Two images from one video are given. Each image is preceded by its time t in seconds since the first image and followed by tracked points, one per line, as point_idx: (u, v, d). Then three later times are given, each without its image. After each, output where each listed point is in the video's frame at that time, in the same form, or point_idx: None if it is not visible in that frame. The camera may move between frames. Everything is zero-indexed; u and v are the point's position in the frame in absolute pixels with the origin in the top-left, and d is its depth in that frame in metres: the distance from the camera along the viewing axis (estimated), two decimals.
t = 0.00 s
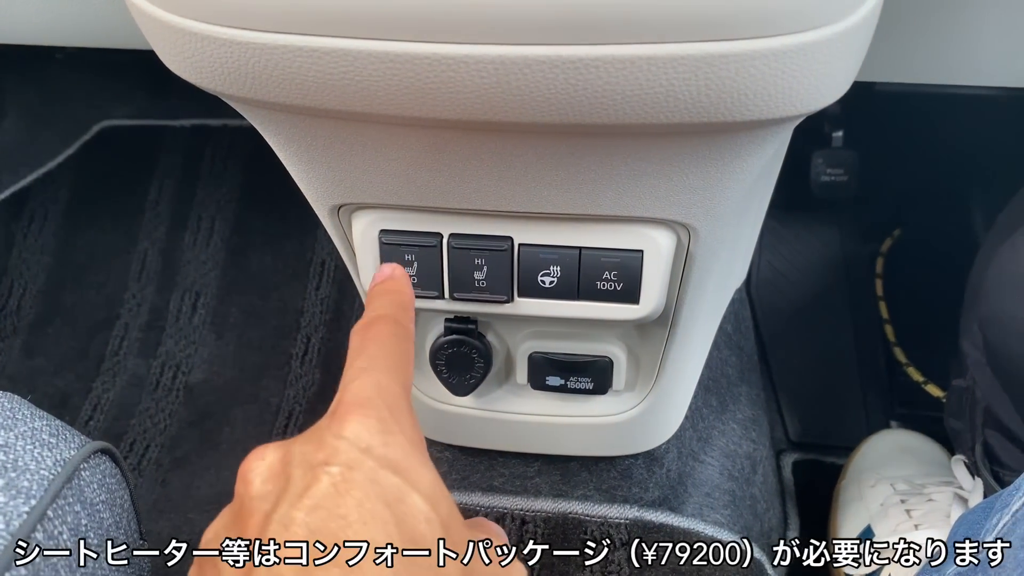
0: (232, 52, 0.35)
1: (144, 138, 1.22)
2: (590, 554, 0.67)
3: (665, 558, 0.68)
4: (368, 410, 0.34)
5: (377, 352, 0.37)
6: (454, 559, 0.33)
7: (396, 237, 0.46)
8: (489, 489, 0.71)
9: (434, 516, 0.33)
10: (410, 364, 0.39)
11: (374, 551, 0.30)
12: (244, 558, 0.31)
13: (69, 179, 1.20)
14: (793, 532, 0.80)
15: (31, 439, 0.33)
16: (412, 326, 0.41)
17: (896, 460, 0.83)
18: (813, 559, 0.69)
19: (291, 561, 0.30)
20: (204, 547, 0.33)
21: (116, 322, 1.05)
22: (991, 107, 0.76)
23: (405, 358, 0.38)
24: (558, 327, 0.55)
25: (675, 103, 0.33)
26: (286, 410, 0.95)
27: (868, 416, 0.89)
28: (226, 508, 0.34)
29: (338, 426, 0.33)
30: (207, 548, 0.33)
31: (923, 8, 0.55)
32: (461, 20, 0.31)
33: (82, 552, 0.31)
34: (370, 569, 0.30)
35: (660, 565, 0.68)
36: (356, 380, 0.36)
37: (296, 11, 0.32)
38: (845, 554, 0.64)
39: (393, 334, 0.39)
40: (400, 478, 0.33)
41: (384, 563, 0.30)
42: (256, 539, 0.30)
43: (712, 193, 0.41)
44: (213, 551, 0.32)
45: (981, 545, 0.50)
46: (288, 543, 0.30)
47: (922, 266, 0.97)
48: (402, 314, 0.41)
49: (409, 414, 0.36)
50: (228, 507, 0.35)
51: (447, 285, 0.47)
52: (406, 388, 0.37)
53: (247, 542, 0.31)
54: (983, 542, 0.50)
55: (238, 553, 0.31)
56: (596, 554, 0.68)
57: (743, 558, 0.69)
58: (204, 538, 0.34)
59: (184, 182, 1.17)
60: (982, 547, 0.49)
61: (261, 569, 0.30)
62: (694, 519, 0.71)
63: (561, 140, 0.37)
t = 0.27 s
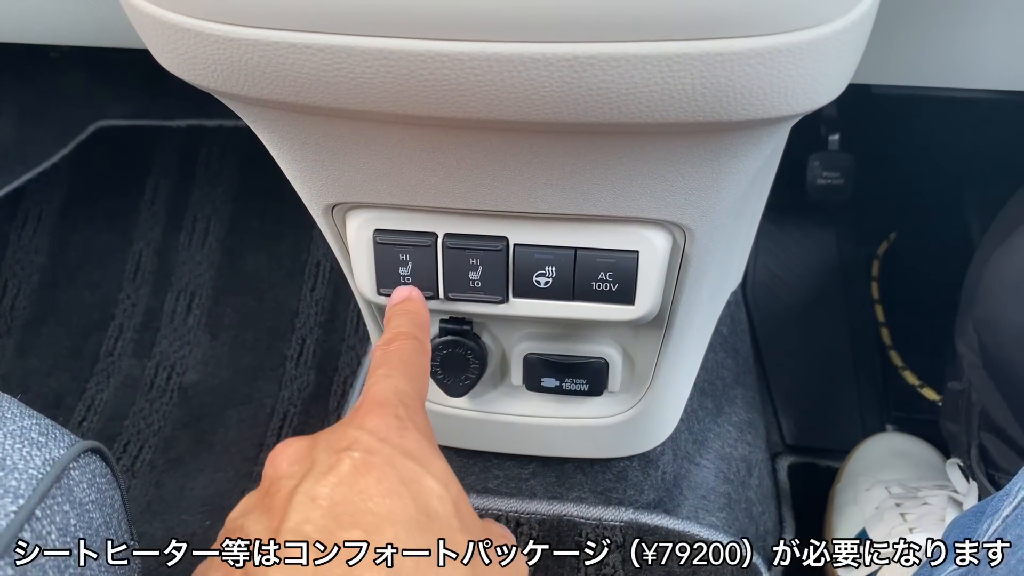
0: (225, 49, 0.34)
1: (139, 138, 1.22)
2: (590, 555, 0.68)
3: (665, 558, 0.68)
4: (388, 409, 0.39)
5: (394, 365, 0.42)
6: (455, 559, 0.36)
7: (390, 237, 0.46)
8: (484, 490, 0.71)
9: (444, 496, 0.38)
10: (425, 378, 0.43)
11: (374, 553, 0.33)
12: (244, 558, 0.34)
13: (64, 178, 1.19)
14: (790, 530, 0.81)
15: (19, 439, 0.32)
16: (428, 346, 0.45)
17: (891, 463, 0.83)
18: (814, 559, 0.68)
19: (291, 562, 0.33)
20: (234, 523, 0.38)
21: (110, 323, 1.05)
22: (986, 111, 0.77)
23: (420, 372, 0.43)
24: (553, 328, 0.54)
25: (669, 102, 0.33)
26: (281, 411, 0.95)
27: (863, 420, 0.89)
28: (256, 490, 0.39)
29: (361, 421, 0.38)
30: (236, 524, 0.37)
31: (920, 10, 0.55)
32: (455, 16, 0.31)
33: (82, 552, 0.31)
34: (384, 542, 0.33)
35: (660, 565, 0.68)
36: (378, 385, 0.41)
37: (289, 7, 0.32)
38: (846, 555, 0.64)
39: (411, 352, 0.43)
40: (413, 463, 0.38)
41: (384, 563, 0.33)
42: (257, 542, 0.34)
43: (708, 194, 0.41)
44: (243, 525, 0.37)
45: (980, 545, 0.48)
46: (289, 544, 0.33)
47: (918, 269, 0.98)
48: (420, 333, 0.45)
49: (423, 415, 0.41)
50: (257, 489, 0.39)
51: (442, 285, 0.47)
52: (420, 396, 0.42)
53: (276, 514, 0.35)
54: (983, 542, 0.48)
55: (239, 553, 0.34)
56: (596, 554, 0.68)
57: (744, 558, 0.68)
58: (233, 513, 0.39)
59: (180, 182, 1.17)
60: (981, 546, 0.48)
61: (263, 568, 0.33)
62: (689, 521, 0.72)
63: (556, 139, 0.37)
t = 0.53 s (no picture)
0: (225, 43, 0.34)
1: (136, 138, 1.21)
2: (590, 555, 0.68)
3: (666, 559, 0.68)
4: (381, 409, 0.41)
5: (396, 376, 0.43)
6: (455, 559, 0.35)
7: (389, 235, 0.46)
8: (482, 490, 0.71)
9: (438, 478, 0.38)
10: (426, 391, 0.44)
11: (373, 552, 0.32)
12: (244, 559, 0.33)
13: (61, 177, 1.19)
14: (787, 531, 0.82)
15: (15, 434, 0.32)
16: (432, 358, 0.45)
17: (888, 464, 0.83)
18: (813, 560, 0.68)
19: (291, 562, 0.32)
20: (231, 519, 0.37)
21: (106, 322, 1.04)
22: (983, 113, 0.77)
23: (418, 385, 0.44)
24: (552, 327, 0.54)
25: (670, 97, 0.33)
26: (277, 412, 0.94)
27: (860, 421, 0.88)
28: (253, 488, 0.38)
29: (354, 419, 0.40)
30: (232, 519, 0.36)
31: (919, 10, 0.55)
32: (456, 10, 0.31)
33: (82, 552, 0.31)
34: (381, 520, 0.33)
35: (660, 565, 0.68)
36: (373, 391, 0.42)
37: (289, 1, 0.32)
38: (846, 554, 0.64)
39: (413, 367, 0.44)
40: (405, 450, 0.38)
41: (384, 563, 0.33)
42: (256, 541, 0.33)
43: (708, 192, 0.41)
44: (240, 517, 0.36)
45: (980, 545, 0.48)
46: (289, 544, 0.32)
47: (916, 271, 0.98)
48: (424, 350, 0.45)
49: (417, 419, 0.42)
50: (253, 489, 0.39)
51: (441, 284, 0.47)
52: (417, 404, 0.43)
53: (273, 500, 0.36)
54: (983, 542, 0.48)
55: (239, 553, 0.33)
56: (596, 553, 0.68)
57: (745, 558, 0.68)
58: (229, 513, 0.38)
59: (177, 182, 1.17)
60: (982, 547, 0.48)
61: (263, 568, 0.32)
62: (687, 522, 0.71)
63: (556, 136, 0.37)
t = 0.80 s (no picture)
0: (222, 48, 0.34)
1: (133, 141, 1.21)
2: (590, 555, 0.68)
3: (665, 559, 0.70)
4: (339, 372, 0.37)
5: (358, 328, 0.41)
6: (455, 559, 0.36)
7: (386, 241, 0.46)
8: (479, 495, 0.71)
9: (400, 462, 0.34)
10: (382, 341, 0.42)
11: (375, 553, 0.30)
12: (243, 559, 0.28)
13: (58, 179, 1.19)
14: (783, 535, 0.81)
15: (10, 442, 0.32)
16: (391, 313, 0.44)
17: (886, 469, 0.83)
18: (814, 561, 0.69)
19: (290, 562, 0.29)
20: (174, 486, 0.32)
21: (102, 326, 1.04)
22: (979, 120, 0.77)
23: (378, 338, 0.42)
24: (548, 333, 0.54)
25: (667, 106, 0.33)
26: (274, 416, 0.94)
27: (858, 427, 0.88)
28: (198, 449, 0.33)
29: (309, 383, 0.36)
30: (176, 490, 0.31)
31: (915, 17, 0.55)
32: (453, 18, 0.31)
33: (82, 552, 0.32)
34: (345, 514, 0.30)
35: (660, 565, 0.70)
36: (333, 346, 0.39)
37: (286, 9, 0.32)
38: (846, 554, 0.64)
39: (374, 315, 0.42)
40: (366, 427, 0.34)
41: (384, 563, 0.31)
42: (255, 538, 0.28)
43: (705, 199, 0.41)
44: (184, 488, 0.31)
45: (981, 545, 0.48)
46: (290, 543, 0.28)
47: (912, 277, 0.98)
48: (383, 298, 0.44)
49: (374, 377, 0.39)
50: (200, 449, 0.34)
51: (437, 290, 0.47)
52: (375, 357, 0.41)
53: (222, 478, 0.31)
54: (983, 542, 0.48)
55: (239, 554, 0.28)
56: (596, 554, 0.69)
57: (742, 559, 0.69)
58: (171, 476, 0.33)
59: (173, 185, 1.16)
60: (982, 547, 0.48)
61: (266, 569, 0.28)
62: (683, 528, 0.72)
63: (554, 143, 0.37)
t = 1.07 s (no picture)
0: (220, 47, 0.34)
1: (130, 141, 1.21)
2: (590, 555, 0.69)
3: (665, 558, 0.70)
4: (328, 332, 0.35)
5: (353, 296, 0.39)
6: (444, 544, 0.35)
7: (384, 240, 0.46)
8: (476, 496, 0.72)
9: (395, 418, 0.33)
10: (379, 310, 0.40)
11: (375, 553, 0.30)
12: (244, 559, 0.26)
13: (55, 179, 1.19)
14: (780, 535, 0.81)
15: (8, 439, 0.32)
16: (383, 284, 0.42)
17: (882, 471, 0.83)
18: (814, 560, 0.69)
19: (291, 562, 0.27)
20: (167, 444, 0.31)
21: (99, 326, 1.04)
22: (975, 121, 0.77)
23: (373, 300, 0.40)
24: (546, 333, 0.54)
25: (664, 105, 0.33)
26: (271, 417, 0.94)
27: (853, 428, 0.88)
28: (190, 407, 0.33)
29: (299, 341, 0.34)
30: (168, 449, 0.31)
31: (913, 18, 0.55)
32: (452, 17, 0.31)
33: (82, 552, 0.32)
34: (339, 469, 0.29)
35: (660, 565, 0.70)
36: (326, 306, 0.38)
37: (286, 8, 0.32)
38: (846, 554, 0.64)
39: (367, 284, 0.41)
40: (359, 385, 0.33)
41: (384, 563, 0.30)
42: (255, 537, 0.26)
43: (702, 198, 0.41)
44: (177, 447, 0.31)
45: (981, 545, 0.48)
46: (290, 543, 0.27)
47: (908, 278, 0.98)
48: (376, 267, 0.43)
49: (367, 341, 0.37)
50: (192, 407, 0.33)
51: (435, 289, 0.47)
52: (370, 320, 0.39)
53: (214, 436, 0.30)
54: (982, 542, 0.48)
55: (239, 554, 0.26)
56: (595, 554, 0.69)
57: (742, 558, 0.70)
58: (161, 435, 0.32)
59: (171, 185, 1.16)
60: (981, 547, 0.47)
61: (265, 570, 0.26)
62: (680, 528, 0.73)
63: (552, 142, 0.37)
